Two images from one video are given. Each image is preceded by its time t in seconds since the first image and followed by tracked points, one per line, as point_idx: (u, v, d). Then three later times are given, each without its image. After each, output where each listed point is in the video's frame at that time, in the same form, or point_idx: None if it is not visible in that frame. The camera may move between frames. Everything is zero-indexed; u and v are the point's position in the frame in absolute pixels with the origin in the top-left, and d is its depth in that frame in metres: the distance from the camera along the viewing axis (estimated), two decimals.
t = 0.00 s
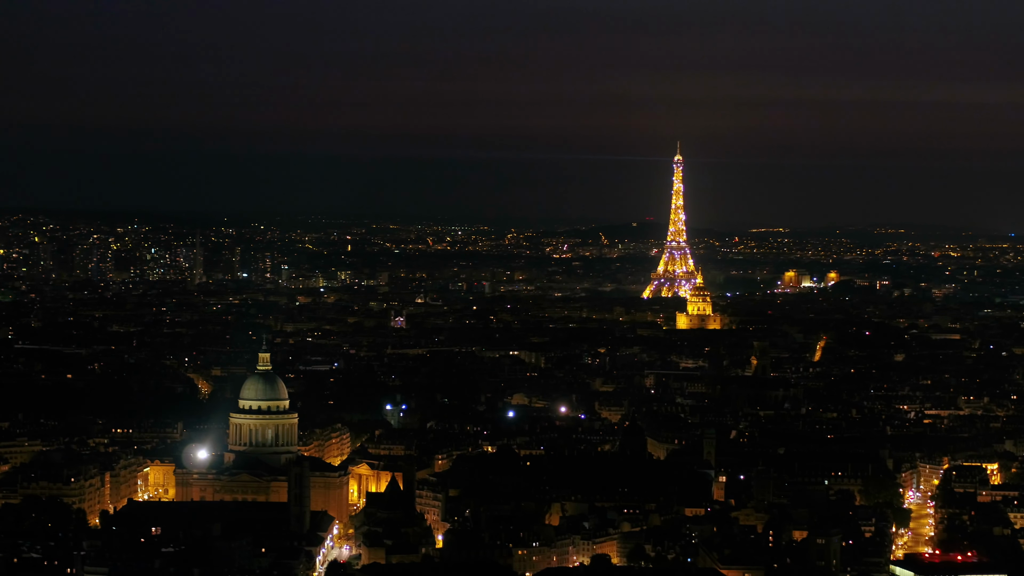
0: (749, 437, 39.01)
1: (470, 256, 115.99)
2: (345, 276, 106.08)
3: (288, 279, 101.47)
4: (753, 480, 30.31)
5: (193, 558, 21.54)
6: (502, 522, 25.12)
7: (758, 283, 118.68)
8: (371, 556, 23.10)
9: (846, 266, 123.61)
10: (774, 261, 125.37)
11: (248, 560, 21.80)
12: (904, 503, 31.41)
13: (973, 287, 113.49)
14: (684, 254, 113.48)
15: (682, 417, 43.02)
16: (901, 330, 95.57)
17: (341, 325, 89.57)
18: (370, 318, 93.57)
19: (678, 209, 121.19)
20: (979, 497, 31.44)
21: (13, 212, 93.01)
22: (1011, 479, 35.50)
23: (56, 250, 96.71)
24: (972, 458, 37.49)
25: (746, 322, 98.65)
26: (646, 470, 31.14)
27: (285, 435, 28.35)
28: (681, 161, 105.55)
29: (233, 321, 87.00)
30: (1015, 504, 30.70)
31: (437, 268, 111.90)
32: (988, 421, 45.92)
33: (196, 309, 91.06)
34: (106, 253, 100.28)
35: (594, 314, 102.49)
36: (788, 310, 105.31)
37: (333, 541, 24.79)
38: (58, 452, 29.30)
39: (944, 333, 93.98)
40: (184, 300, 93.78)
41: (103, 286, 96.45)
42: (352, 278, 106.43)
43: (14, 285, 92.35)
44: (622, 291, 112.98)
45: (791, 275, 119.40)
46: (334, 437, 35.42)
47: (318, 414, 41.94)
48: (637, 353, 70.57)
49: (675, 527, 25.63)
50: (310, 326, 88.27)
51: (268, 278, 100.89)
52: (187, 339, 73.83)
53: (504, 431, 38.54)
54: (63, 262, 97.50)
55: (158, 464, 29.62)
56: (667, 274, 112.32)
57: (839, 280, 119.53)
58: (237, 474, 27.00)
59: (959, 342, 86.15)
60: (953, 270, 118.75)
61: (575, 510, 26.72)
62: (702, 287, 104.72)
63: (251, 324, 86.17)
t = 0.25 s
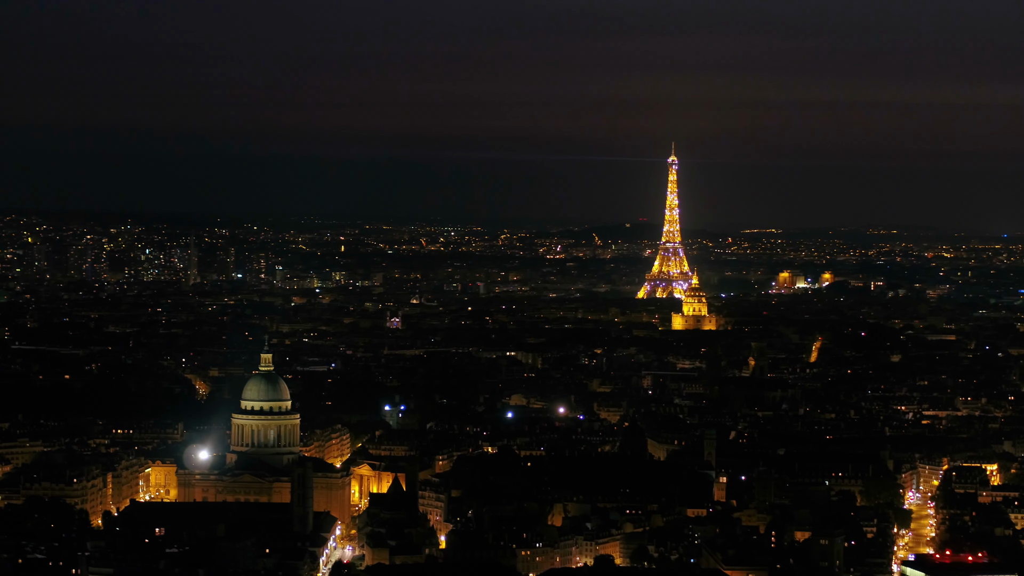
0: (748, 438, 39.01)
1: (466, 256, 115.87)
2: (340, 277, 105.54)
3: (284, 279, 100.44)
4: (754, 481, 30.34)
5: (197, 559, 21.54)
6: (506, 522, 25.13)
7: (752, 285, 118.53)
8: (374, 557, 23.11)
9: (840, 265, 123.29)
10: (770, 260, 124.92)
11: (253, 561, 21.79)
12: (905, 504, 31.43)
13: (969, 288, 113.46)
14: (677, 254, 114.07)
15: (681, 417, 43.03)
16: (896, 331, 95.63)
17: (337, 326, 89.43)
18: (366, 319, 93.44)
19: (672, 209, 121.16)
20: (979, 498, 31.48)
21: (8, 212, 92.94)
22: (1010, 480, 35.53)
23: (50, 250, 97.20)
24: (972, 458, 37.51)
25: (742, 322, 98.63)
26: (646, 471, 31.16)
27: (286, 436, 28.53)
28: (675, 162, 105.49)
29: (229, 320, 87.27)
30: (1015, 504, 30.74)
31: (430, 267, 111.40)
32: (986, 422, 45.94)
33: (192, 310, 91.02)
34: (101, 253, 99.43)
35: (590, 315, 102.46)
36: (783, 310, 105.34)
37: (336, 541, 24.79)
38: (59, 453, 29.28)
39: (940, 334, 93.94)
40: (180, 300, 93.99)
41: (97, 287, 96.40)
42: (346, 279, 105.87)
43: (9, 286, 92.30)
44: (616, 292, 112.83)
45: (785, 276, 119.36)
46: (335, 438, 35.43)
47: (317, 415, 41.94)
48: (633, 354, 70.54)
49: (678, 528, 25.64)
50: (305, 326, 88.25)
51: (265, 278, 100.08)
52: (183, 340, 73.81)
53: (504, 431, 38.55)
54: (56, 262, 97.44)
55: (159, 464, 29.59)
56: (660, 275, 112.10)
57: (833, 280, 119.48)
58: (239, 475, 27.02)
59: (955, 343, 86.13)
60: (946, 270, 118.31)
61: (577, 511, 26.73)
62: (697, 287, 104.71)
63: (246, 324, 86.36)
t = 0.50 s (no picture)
0: (747, 439, 39.01)
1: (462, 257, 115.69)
2: (334, 278, 105.21)
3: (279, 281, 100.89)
4: (755, 482, 30.35)
5: (200, 560, 21.56)
6: (508, 523, 25.15)
7: (747, 286, 118.32)
8: (377, 557, 23.13)
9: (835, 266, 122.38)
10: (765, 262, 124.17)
11: (256, 562, 21.82)
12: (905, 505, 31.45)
13: (964, 288, 113.29)
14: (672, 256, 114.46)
15: (680, 418, 43.03)
16: (892, 332, 95.53)
17: (332, 327, 89.21)
18: (360, 320, 93.26)
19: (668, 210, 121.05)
20: (979, 498, 31.49)
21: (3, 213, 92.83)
22: (1011, 480, 35.52)
23: (44, 252, 96.98)
24: (972, 459, 37.50)
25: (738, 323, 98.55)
26: (647, 471, 31.19)
27: (288, 437, 28.71)
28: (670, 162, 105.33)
29: (225, 320, 87.39)
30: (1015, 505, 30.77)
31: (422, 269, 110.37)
32: (985, 424, 45.90)
33: (187, 311, 90.95)
34: (96, 254, 99.03)
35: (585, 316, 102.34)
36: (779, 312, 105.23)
37: (339, 542, 24.80)
38: (60, 454, 29.26)
39: (936, 336, 93.81)
40: (175, 300, 94.18)
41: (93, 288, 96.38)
42: (341, 279, 105.74)
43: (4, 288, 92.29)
44: (611, 293, 112.57)
45: (780, 277, 119.22)
46: (335, 439, 35.47)
47: (316, 415, 41.95)
48: (630, 355, 70.45)
49: (680, 528, 25.66)
50: (301, 327, 88.11)
51: (259, 278, 100.20)
52: (180, 341, 73.74)
53: (503, 432, 38.56)
54: (50, 263, 97.56)
55: (161, 464, 29.56)
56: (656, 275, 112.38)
57: (828, 281, 119.31)
58: (241, 476, 27.05)
59: (952, 345, 85.98)
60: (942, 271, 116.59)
61: (580, 512, 26.75)
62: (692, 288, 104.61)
63: (244, 325, 86.39)
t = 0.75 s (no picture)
0: (745, 439, 39.05)
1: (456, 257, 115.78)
2: (328, 279, 104.54)
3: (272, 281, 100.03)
4: (755, 483, 30.38)
5: (203, 560, 21.57)
6: (510, 523, 25.17)
7: (740, 287, 118.32)
8: (380, 558, 23.13)
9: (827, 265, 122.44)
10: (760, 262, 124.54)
11: (259, 562, 21.83)
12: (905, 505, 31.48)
13: (957, 289, 113.42)
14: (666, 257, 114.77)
15: (677, 419, 43.09)
16: (886, 333, 95.71)
17: (327, 328, 89.19)
18: (355, 321, 93.37)
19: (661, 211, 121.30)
20: (978, 500, 31.52)
21: None
22: (1009, 481, 35.57)
23: (38, 252, 96.24)
24: (970, 460, 37.54)
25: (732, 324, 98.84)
26: (647, 472, 31.22)
27: (289, 438, 28.82)
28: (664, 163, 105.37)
29: (219, 321, 87.64)
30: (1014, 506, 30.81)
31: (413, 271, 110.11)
32: (982, 425, 45.96)
33: (182, 312, 90.99)
34: (91, 255, 98.88)
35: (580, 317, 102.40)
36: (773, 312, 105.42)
37: (341, 542, 24.81)
38: (61, 455, 29.24)
39: (930, 337, 93.92)
40: (170, 301, 94.40)
41: (87, 290, 96.43)
42: (335, 279, 105.39)
43: None
44: (604, 294, 112.57)
45: (774, 278, 119.31)
46: (334, 440, 35.50)
47: (314, 416, 41.98)
48: (627, 356, 70.57)
49: (682, 529, 25.67)
50: (295, 327, 88.24)
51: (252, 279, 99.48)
52: (174, 342, 73.83)
53: (503, 433, 38.59)
54: (44, 265, 96.76)
55: (161, 465, 29.54)
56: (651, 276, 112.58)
57: (821, 282, 119.32)
58: (242, 476, 27.06)
59: (947, 346, 86.07)
60: (932, 273, 116.43)
61: (581, 513, 26.78)
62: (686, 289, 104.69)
63: (239, 325, 86.82)
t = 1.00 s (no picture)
0: (744, 440, 39.09)
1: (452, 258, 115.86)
2: (322, 280, 103.79)
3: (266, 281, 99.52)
4: (755, 484, 30.41)
5: (206, 560, 21.58)
6: (512, 524, 25.18)
7: (735, 287, 118.38)
8: (383, 558, 23.14)
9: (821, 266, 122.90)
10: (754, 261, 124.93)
11: (262, 562, 21.83)
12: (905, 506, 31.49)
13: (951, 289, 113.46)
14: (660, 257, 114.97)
15: (676, 420, 43.15)
16: (882, 334, 95.74)
17: (323, 328, 89.24)
18: (350, 321, 93.40)
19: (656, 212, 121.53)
20: (978, 500, 31.55)
21: None
22: (1008, 482, 35.60)
23: (33, 252, 95.15)
24: (969, 460, 37.59)
25: (727, 325, 98.79)
26: (648, 473, 31.25)
27: (291, 438, 28.88)
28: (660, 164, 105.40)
29: (215, 321, 87.82)
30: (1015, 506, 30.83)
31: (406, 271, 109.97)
32: (980, 425, 46.00)
33: (178, 313, 91.03)
34: (84, 254, 97.94)
35: (575, 317, 102.47)
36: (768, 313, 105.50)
37: (343, 543, 24.81)
38: (61, 456, 29.24)
39: (926, 338, 93.98)
40: (165, 301, 94.56)
41: (82, 289, 96.47)
42: (330, 280, 104.53)
43: None
44: (599, 294, 112.61)
45: (769, 278, 119.38)
46: (335, 441, 35.52)
47: (313, 417, 42.01)
48: (623, 357, 70.66)
49: (684, 530, 25.69)
50: (291, 328, 88.33)
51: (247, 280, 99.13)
52: (170, 342, 73.94)
53: (502, 434, 38.62)
54: (40, 265, 95.62)
55: (162, 465, 29.55)
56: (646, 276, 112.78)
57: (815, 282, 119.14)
58: (244, 476, 27.09)
59: (943, 346, 86.11)
60: (926, 273, 116.56)
61: (583, 513, 26.80)
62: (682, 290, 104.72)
63: (233, 325, 87.12)
